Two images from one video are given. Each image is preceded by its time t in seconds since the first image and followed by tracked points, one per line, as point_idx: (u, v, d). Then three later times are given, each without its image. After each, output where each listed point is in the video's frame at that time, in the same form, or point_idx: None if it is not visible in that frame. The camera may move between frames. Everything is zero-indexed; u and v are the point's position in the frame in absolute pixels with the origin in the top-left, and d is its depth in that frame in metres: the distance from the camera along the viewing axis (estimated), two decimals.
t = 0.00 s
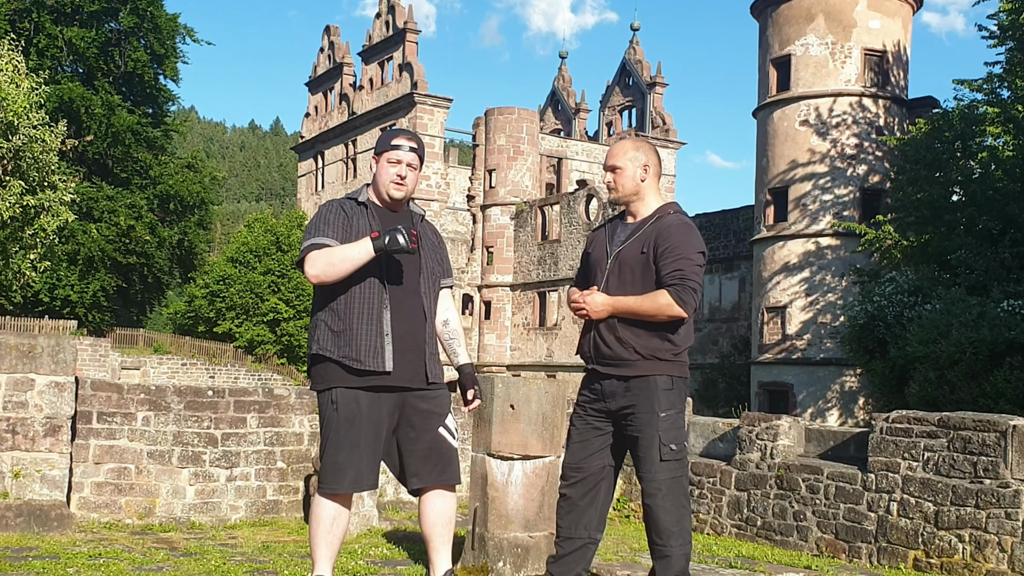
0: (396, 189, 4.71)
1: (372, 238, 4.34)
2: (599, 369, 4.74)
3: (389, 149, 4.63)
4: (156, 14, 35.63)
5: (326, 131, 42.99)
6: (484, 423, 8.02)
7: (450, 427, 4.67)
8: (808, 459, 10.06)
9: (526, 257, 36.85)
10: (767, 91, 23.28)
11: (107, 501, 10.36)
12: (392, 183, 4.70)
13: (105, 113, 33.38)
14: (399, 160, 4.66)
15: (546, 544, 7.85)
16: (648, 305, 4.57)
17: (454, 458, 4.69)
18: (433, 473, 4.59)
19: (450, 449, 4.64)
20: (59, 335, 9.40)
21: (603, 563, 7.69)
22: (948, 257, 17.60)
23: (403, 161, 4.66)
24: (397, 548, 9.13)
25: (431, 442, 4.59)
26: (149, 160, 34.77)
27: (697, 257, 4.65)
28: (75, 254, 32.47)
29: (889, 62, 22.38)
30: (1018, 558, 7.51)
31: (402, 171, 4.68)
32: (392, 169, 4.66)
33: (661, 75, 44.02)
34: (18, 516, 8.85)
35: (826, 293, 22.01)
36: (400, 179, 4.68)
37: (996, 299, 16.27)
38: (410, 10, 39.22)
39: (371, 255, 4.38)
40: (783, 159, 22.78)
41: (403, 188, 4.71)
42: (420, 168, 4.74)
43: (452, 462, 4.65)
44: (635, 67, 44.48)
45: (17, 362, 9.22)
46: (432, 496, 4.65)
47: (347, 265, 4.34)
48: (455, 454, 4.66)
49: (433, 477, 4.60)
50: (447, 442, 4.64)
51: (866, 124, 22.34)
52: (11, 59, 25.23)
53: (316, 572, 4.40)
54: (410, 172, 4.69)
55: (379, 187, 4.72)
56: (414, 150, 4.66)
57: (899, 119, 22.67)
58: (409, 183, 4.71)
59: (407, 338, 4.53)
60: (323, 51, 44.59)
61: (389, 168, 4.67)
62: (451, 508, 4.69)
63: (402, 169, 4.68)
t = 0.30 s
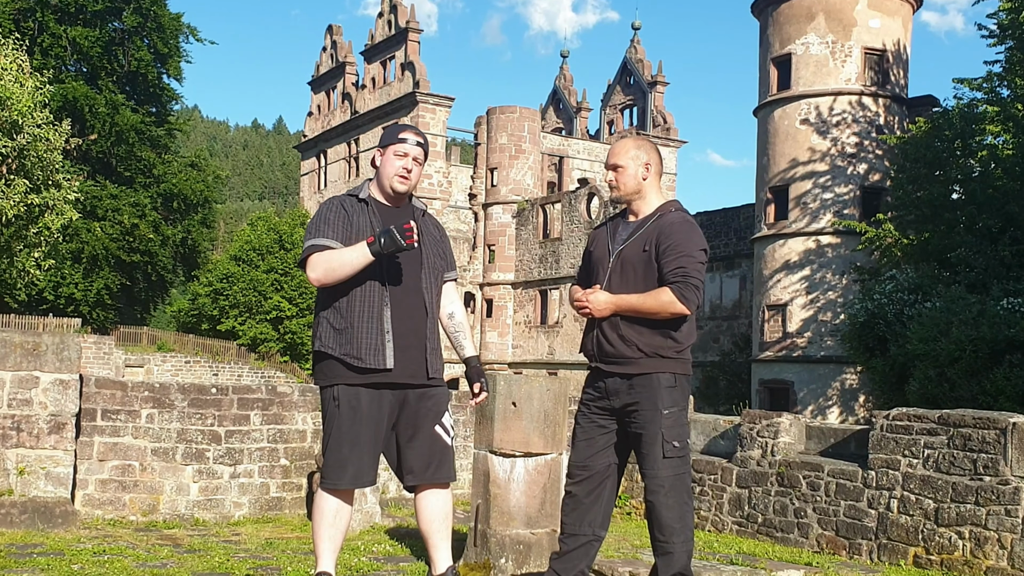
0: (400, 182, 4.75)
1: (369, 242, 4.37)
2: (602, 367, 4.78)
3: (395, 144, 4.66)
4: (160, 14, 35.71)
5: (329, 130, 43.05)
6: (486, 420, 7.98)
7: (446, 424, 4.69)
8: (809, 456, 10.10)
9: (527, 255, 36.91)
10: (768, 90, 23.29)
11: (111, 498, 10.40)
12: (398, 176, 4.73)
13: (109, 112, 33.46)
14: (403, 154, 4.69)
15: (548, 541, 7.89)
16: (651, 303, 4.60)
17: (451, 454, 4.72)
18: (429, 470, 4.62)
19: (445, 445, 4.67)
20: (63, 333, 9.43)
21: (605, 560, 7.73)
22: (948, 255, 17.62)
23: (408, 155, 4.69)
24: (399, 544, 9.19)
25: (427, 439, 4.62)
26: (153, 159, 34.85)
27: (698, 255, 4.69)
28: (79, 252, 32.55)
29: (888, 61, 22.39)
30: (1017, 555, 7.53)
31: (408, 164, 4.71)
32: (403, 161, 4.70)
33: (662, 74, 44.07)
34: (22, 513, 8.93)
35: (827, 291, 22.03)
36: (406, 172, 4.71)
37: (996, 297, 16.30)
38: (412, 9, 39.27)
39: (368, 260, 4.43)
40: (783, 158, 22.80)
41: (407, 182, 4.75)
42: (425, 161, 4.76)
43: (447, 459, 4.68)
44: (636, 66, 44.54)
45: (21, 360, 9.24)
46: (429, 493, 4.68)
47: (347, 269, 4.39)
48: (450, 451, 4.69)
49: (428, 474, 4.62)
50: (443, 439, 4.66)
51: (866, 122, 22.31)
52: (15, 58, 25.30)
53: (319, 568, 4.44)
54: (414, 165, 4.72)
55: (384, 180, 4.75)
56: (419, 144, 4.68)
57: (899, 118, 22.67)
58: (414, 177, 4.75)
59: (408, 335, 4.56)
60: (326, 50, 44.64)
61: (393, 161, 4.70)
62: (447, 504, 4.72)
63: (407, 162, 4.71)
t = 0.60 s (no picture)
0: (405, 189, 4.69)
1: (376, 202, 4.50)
2: (603, 365, 4.81)
3: (400, 148, 4.65)
4: (162, 14, 35.73)
5: (330, 130, 43.10)
6: (487, 418, 8.02)
7: (452, 422, 4.69)
8: (808, 454, 10.13)
9: (528, 254, 36.95)
10: (767, 90, 23.30)
11: (114, 496, 10.45)
12: (404, 180, 4.68)
13: (112, 112, 33.50)
14: (411, 158, 4.68)
15: (548, 539, 7.96)
16: (650, 301, 4.63)
17: (455, 453, 4.71)
18: (434, 468, 4.63)
19: (451, 444, 4.67)
20: (66, 332, 9.47)
21: (606, 558, 7.78)
22: (947, 254, 17.65)
23: (412, 159, 4.67)
24: (401, 542, 9.25)
25: (432, 437, 4.62)
26: (155, 158, 34.88)
27: (698, 253, 4.73)
28: (82, 252, 32.61)
29: (887, 61, 22.42)
30: (1016, 552, 7.56)
31: (414, 170, 4.68)
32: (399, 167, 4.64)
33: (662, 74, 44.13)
34: (26, 511, 9.00)
35: (826, 289, 22.04)
36: (409, 175, 4.67)
37: (994, 296, 16.34)
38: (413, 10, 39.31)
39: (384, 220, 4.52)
40: (783, 157, 22.82)
41: (411, 187, 4.70)
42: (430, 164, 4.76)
43: (453, 456, 4.68)
44: (636, 66, 44.61)
45: (25, 358, 9.28)
46: (434, 492, 4.67)
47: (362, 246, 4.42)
48: (457, 449, 4.69)
49: (433, 472, 4.64)
50: (448, 438, 4.66)
51: (865, 122, 22.33)
52: (19, 58, 25.35)
53: (323, 565, 4.45)
54: (418, 168, 4.69)
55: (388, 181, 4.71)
56: (427, 150, 4.71)
57: (898, 117, 22.69)
58: (419, 183, 4.72)
59: (407, 335, 4.56)
60: (327, 50, 44.68)
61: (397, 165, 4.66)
62: (452, 503, 4.71)
63: (410, 165, 4.68)
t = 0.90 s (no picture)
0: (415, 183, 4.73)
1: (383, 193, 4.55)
2: (604, 363, 4.84)
3: (410, 145, 4.71)
4: (166, 14, 35.77)
5: (333, 129, 43.14)
6: (489, 416, 8.06)
7: (452, 420, 4.72)
8: (808, 452, 10.17)
9: (530, 253, 36.98)
10: (768, 90, 23.32)
11: (117, 493, 10.49)
12: (415, 173, 4.71)
13: (115, 111, 33.55)
14: (419, 153, 4.71)
15: (550, 536, 7.98)
16: (651, 299, 4.67)
17: (456, 451, 4.73)
18: (436, 467, 4.65)
19: (452, 441, 4.69)
20: (70, 330, 9.54)
21: (607, 556, 7.82)
22: (946, 253, 17.68)
23: (423, 155, 4.72)
24: (403, 539, 9.29)
25: (432, 435, 4.65)
26: (158, 158, 34.93)
27: (699, 253, 4.76)
28: (86, 250, 32.65)
29: (887, 61, 22.43)
30: (1015, 550, 7.60)
31: (426, 165, 4.72)
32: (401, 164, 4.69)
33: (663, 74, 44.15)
34: (30, 509, 9.07)
35: (826, 288, 22.07)
36: (422, 173, 4.71)
37: (994, 295, 16.38)
38: (415, 9, 39.33)
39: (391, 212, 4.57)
40: (783, 157, 22.84)
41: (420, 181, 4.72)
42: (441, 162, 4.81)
43: (453, 455, 4.70)
44: (637, 65, 44.65)
45: (29, 356, 9.33)
46: (434, 489, 4.71)
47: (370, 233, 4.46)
48: (456, 447, 4.71)
49: (433, 470, 4.66)
50: (449, 435, 4.68)
51: (865, 121, 22.34)
52: (23, 58, 25.40)
53: (326, 562, 4.48)
54: (430, 166, 4.73)
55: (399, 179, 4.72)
56: (437, 147, 4.74)
57: (898, 117, 22.71)
58: (428, 178, 4.74)
59: (408, 330, 4.59)
60: (329, 49, 44.71)
61: (410, 163, 4.70)
62: (453, 501, 4.74)
63: (421, 162, 4.72)
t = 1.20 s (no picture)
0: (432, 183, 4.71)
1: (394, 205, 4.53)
2: (608, 360, 4.87)
3: (427, 144, 4.70)
4: (171, 12, 35.81)
5: (337, 127, 43.19)
6: (492, 413, 8.07)
7: (457, 418, 4.75)
8: (810, 449, 10.21)
9: (533, 251, 37.01)
10: (770, 88, 23.32)
11: (123, 489, 10.55)
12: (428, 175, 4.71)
13: (121, 109, 33.61)
14: (433, 154, 4.71)
15: (553, 532, 8.03)
16: (655, 297, 4.70)
17: (461, 450, 4.75)
18: (441, 464, 4.66)
19: (457, 439, 4.72)
20: (76, 327, 9.61)
21: (610, 552, 7.87)
22: (948, 250, 17.69)
23: (439, 157, 4.71)
24: (407, 535, 9.35)
25: (439, 433, 4.68)
26: (164, 155, 35.01)
27: (704, 251, 4.79)
28: (92, 248, 32.74)
29: (889, 59, 22.41)
30: (1017, 547, 7.63)
31: (438, 166, 4.71)
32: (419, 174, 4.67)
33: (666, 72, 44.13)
34: (37, 504, 9.12)
35: (828, 286, 22.09)
36: (436, 171, 4.70)
37: (995, 292, 16.39)
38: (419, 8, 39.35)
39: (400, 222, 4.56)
40: (785, 155, 22.84)
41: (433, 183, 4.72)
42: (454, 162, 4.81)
43: (458, 453, 4.73)
44: (641, 63, 44.65)
45: (35, 353, 9.39)
46: (439, 486, 4.71)
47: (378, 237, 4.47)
48: (462, 445, 4.74)
49: (438, 467, 4.67)
50: (454, 434, 4.71)
51: (867, 119, 22.34)
52: (30, 56, 25.49)
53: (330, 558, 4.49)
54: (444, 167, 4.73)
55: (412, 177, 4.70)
56: (451, 149, 4.74)
57: (900, 115, 22.70)
58: (440, 180, 4.73)
59: (418, 329, 4.63)
60: (334, 48, 44.73)
61: (427, 162, 4.68)
62: (459, 499, 4.75)
63: (437, 163, 4.71)
